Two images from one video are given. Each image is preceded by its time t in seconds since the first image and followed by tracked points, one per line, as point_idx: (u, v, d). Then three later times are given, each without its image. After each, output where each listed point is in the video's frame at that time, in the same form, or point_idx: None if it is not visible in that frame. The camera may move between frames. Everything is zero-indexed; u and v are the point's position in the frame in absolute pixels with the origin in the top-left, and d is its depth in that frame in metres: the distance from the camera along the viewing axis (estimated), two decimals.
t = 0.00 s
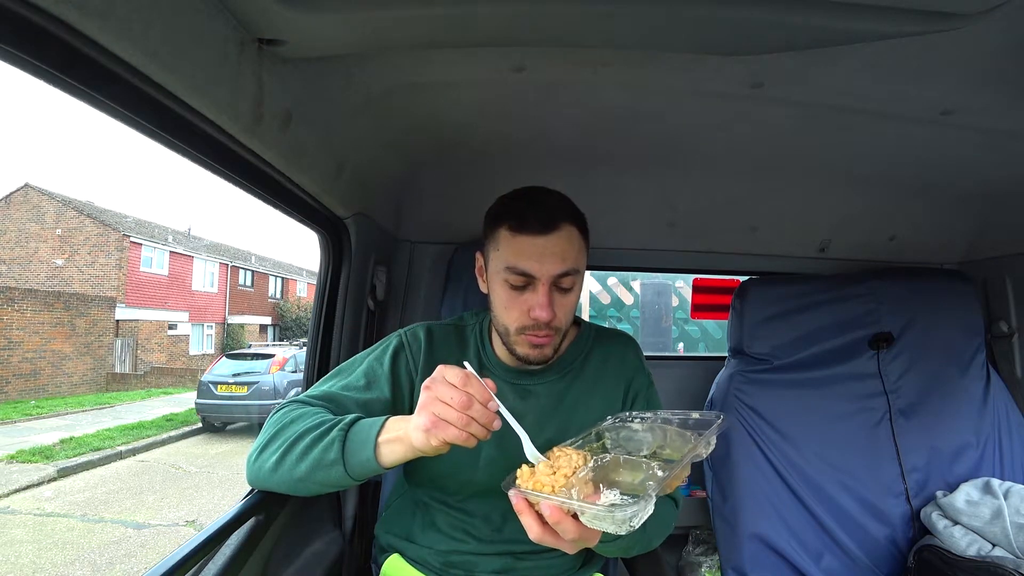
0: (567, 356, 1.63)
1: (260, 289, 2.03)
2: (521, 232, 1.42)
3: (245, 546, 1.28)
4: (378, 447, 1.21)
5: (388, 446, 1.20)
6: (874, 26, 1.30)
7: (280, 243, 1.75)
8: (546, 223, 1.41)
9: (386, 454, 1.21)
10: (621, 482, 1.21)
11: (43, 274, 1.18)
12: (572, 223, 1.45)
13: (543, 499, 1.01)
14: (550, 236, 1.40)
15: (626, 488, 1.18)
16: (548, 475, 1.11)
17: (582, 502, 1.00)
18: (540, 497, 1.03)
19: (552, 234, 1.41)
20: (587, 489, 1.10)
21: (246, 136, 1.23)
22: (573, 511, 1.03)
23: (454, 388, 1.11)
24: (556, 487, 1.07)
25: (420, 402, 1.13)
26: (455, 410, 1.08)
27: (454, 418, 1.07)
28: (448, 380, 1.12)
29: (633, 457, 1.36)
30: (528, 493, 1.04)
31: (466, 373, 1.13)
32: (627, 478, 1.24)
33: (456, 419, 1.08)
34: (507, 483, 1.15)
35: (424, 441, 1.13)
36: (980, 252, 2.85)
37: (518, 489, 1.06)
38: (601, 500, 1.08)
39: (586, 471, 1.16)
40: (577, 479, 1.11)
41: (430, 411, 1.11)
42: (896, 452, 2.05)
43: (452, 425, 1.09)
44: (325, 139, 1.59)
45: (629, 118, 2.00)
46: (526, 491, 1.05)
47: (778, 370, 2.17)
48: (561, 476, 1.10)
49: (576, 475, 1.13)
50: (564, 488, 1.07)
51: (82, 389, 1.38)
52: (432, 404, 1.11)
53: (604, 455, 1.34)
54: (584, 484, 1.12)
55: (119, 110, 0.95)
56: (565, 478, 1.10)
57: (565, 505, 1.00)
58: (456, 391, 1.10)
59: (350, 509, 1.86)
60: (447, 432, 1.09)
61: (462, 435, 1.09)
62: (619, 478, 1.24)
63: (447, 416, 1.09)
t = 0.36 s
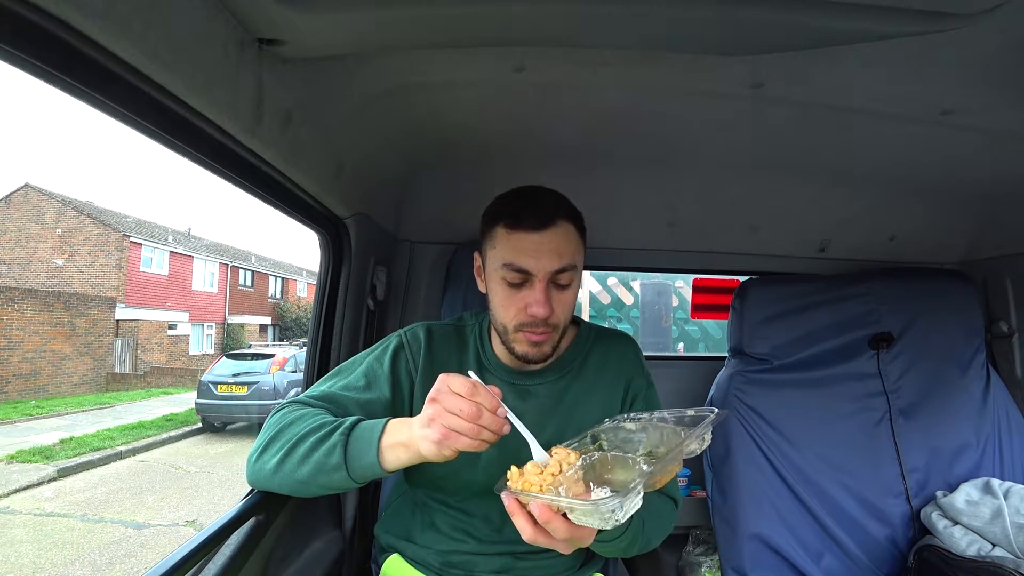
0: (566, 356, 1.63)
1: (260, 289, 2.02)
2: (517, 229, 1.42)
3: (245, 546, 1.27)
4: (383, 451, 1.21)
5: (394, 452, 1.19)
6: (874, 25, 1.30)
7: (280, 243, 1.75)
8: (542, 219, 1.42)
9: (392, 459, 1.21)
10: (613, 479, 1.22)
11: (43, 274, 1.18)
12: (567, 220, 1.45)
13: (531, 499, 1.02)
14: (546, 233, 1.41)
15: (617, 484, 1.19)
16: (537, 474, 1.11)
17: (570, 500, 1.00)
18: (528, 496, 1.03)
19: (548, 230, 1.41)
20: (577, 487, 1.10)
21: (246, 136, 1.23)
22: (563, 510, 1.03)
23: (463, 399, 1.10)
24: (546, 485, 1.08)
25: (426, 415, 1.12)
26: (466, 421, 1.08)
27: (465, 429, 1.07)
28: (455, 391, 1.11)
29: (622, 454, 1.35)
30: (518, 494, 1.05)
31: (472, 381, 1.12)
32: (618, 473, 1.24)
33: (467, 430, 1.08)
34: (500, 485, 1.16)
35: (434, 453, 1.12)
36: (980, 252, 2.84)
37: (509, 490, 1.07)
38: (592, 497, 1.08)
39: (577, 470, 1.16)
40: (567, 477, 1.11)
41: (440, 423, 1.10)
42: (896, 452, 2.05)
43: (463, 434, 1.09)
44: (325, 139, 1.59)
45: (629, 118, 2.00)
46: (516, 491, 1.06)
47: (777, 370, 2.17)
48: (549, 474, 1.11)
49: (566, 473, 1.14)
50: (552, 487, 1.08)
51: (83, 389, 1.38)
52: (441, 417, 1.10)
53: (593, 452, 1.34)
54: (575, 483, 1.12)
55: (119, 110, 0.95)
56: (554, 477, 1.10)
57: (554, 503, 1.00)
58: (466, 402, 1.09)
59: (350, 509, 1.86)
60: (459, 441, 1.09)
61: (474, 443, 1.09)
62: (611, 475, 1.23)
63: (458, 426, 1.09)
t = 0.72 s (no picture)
0: (567, 357, 1.63)
1: (260, 289, 2.02)
2: (521, 227, 1.42)
3: (245, 546, 1.27)
4: (381, 457, 1.21)
5: (394, 459, 1.19)
6: (874, 25, 1.30)
7: (280, 243, 1.75)
8: (545, 217, 1.42)
9: (389, 467, 1.21)
10: (615, 479, 1.24)
11: (44, 274, 1.18)
12: (571, 218, 1.45)
13: (528, 497, 1.03)
14: (550, 231, 1.41)
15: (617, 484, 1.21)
16: (534, 472, 1.12)
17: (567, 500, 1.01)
18: (525, 494, 1.04)
19: (551, 229, 1.41)
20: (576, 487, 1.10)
21: (246, 136, 1.23)
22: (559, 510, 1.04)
23: (464, 420, 1.07)
24: (542, 483, 1.08)
25: (426, 439, 1.09)
26: (470, 443, 1.07)
27: (469, 451, 1.06)
28: (454, 412, 1.08)
29: (621, 455, 1.36)
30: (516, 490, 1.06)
31: (469, 400, 1.09)
32: (616, 473, 1.26)
33: (472, 452, 1.07)
34: (501, 480, 1.17)
35: (437, 470, 1.12)
36: (980, 252, 2.84)
37: (509, 486, 1.08)
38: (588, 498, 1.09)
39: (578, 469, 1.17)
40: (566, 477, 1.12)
41: (443, 447, 1.08)
42: (896, 452, 2.05)
43: (466, 453, 1.08)
44: (325, 139, 1.59)
45: (629, 118, 2.00)
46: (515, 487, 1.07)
47: (778, 370, 2.17)
48: (547, 473, 1.12)
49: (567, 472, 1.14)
50: (549, 486, 1.09)
51: (83, 389, 1.38)
52: (444, 443, 1.07)
53: (593, 452, 1.35)
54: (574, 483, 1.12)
55: (119, 110, 0.95)
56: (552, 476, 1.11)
57: (550, 503, 1.01)
58: (467, 422, 1.07)
59: (350, 508, 1.86)
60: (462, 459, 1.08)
61: (476, 458, 1.09)
62: (610, 475, 1.25)
63: (460, 447, 1.07)
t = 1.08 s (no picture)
0: (568, 357, 1.63)
1: (260, 289, 2.03)
2: (527, 224, 1.43)
3: (245, 547, 1.27)
4: (376, 468, 1.21)
5: (389, 472, 1.19)
6: (874, 25, 1.30)
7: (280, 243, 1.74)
8: (550, 215, 1.42)
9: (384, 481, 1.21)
10: (621, 478, 1.23)
11: (43, 274, 1.18)
12: (576, 216, 1.45)
13: (533, 500, 1.06)
14: (555, 228, 1.41)
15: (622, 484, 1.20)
16: (539, 473, 1.11)
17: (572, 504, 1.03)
18: (529, 497, 1.07)
19: (556, 226, 1.42)
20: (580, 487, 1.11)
21: (246, 137, 1.23)
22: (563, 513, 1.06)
23: (458, 442, 1.07)
24: (547, 485, 1.08)
25: (421, 461, 1.09)
26: (465, 465, 1.07)
27: (465, 471, 1.07)
28: (447, 434, 1.07)
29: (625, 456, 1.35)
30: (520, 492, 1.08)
31: (462, 422, 1.08)
32: (622, 473, 1.25)
33: (468, 471, 1.07)
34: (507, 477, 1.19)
35: (433, 486, 1.13)
36: (980, 252, 2.84)
37: (513, 487, 1.11)
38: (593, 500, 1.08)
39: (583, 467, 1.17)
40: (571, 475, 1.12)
41: (437, 470, 1.08)
42: (896, 452, 2.05)
43: (463, 472, 1.09)
44: (325, 139, 1.59)
45: (629, 118, 2.00)
46: (518, 489, 1.10)
47: (780, 369, 2.17)
48: (551, 474, 1.10)
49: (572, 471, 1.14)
50: (553, 487, 1.08)
51: (83, 388, 1.38)
52: (439, 465, 1.07)
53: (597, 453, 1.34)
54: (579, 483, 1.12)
55: (119, 110, 0.95)
56: (557, 475, 1.11)
57: (554, 505, 1.03)
58: (461, 444, 1.07)
59: (350, 508, 1.86)
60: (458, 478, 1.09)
61: (472, 475, 1.10)
62: (615, 475, 1.24)
63: (456, 467, 1.07)
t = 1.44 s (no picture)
0: (567, 357, 1.63)
1: (261, 290, 2.03)
2: (524, 223, 1.43)
3: (246, 547, 1.27)
4: (369, 463, 1.20)
5: (381, 466, 1.19)
6: (873, 25, 1.30)
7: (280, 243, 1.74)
8: (548, 214, 1.42)
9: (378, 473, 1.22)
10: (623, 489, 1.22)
11: (44, 274, 1.18)
12: (574, 216, 1.45)
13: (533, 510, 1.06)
14: (552, 227, 1.41)
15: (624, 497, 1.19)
16: (540, 480, 1.10)
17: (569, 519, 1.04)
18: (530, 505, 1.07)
19: (554, 225, 1.42)
20: (581, 500, 1.11)
21: (246, 137, 1.23)
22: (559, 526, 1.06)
23: (442, 445, 1.06)
24: (547, 493, 1.07)
25: (407, 461, 1.09)
26: (450, 466, 1.06)
27: (450, 473, 1.06)
28: (431, 439, 1.05)
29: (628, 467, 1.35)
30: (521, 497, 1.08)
31: (445, 427, 1.05)
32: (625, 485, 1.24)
33: (453, 472, 1.07)
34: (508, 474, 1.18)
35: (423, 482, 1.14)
36: (980, 252, 2.84)
37: (514, 488, 1.11)
38: (591, 512, 1.10)
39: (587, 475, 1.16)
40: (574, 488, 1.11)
41: (423, 469, 1.08)
42: (896, 452, 2.05)
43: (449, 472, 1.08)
44: (324, 139, 1.59)
45: (629, 118, 2.00)
46: (519, 491, 1.09)
47: (779, 369, 2.17)
48: (552, 482, 1.09)
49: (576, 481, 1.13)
50: (553, 498, 1.08)
51: (82, 388, 1.37)
52: (425, 466, 1.07)
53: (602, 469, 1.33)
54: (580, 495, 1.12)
55: (119, 110, 0.95)
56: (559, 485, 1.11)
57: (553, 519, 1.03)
58: (447, 448, 1.06)
59: (350, 508, 1.86)
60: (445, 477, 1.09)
61: (460, 473, 1.09)
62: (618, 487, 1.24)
63: (441, 468, 1.07)
